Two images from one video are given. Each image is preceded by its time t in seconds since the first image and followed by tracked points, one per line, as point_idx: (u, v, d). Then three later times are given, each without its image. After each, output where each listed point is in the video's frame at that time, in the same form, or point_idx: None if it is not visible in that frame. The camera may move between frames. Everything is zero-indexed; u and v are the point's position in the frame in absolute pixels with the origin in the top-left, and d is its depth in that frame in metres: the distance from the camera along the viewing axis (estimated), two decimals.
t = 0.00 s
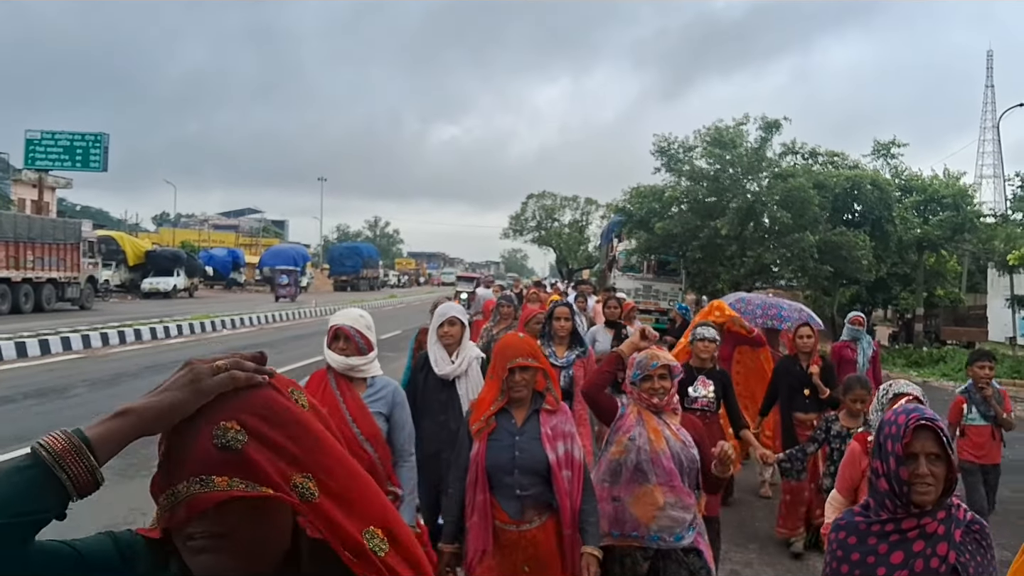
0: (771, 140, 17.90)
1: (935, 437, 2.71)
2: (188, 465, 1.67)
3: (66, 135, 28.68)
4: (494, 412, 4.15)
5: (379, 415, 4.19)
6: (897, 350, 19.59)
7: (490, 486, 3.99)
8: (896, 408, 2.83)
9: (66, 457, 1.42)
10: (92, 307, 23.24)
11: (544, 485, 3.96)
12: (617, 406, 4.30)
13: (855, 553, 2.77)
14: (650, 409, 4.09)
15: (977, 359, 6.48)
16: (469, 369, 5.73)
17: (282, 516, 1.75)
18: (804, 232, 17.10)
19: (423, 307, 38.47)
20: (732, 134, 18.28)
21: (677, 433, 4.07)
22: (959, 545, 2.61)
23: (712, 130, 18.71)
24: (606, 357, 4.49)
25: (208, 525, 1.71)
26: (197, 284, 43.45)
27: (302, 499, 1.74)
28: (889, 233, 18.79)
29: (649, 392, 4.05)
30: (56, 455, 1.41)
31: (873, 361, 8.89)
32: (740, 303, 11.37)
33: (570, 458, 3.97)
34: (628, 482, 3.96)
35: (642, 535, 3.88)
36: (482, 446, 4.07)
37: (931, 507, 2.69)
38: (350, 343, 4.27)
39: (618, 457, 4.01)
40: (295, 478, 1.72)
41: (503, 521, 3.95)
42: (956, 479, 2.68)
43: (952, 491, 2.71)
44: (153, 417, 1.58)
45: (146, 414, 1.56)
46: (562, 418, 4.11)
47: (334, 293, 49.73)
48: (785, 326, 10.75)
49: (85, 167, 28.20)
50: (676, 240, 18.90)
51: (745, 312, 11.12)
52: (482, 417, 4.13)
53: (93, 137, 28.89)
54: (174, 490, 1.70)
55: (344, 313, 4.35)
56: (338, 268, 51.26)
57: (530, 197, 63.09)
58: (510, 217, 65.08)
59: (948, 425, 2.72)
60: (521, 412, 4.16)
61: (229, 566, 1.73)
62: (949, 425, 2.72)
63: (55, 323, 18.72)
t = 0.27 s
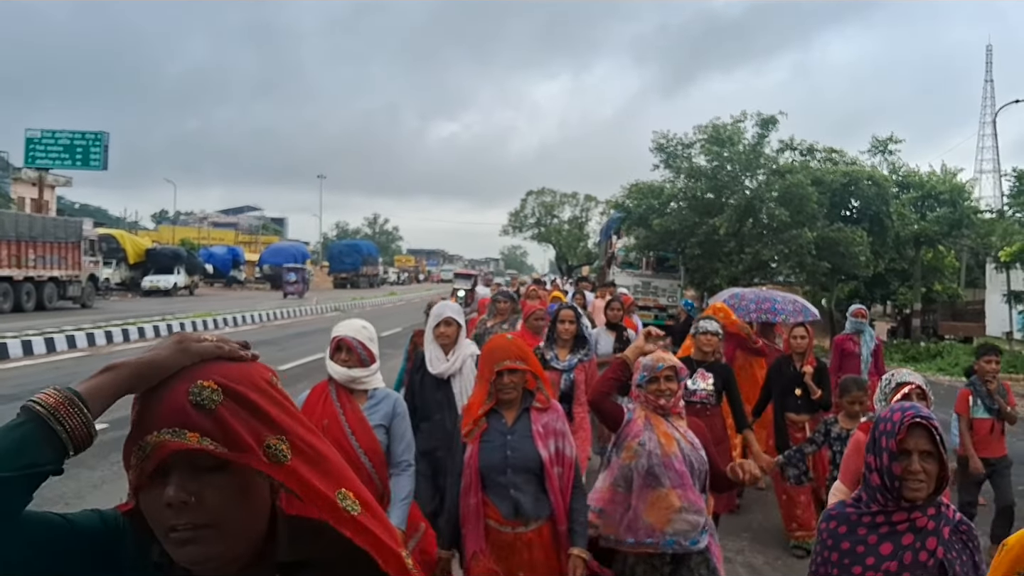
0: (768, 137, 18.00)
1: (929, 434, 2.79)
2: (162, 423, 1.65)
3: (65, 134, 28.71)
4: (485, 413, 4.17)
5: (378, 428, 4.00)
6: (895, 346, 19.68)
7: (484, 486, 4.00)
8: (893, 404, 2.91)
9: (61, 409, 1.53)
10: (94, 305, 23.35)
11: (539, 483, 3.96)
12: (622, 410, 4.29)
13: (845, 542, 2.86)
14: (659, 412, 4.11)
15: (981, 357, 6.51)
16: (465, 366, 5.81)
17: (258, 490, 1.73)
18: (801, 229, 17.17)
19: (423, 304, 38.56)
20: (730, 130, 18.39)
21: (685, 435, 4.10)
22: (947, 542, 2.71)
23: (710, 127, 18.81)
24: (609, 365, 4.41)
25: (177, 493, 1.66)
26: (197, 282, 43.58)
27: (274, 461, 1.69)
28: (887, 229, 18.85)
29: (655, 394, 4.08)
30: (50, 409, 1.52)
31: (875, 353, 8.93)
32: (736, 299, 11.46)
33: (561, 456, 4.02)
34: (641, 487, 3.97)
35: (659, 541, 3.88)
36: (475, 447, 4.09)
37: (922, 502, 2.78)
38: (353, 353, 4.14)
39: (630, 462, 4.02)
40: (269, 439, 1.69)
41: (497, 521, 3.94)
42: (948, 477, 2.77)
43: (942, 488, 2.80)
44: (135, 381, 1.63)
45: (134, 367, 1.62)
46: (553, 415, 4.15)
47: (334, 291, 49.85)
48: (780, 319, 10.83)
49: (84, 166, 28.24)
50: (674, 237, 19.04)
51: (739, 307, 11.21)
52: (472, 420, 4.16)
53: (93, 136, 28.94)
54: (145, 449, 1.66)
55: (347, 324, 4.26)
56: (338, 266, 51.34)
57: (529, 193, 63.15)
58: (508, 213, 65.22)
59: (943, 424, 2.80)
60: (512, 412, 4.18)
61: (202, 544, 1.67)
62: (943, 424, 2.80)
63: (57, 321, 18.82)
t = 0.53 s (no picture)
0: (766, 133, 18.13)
1: (902, 430, 2.74)
2: (181, 456, 1.65)
3: (66, 132, 28.84)
4: (483, 401, 4.03)
5: (379, 417, 4.02)
6: (892, 341, 19.81)
7: (486, 475, 3.90)
8: (870, 399, 2.85)
9: (71, 470, 1.45)
10: (96, 302, 23.51)
11: (543, 469, 3.95)
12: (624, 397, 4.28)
13: (819, 531, 2.87)
14: (660, 400, 4.07)
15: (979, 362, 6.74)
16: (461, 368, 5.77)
17: (269, 510, 1.80)
18: (798, 225, 17.20)
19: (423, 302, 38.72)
20: (728, 128, 18.61)
21: (688, 421, 4.07)
22: (923, 534, 2.65)
23: (708, 124, 19.03)
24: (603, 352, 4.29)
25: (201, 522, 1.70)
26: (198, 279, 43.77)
27: (297, 483, 1.77)
28: (884, 224, 18.94)
29: (657, 383, 4.02)
30: (63, 471, 1.44)
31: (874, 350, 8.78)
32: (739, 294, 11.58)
33: (562, 440, 4.04)
34: (643, 474, 3.96)
35: (666, 527, 3.86)
36: (476, 436, 3.95)
37: (896, 495, 2.73)
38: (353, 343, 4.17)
39: (630, 449, 4.02)
40: (291, 463, 1.76)
41: (496, 508, 3.87)
42: (924, 472, 2.72)
43: (921, 481, 2.75)
44: (130, 430, 1.58)
45: (141, 415, 1.58)
46: (552, 402, 4.13)
47: (334, 288, 50.05)
48: (779, 315, 10.90)
49: (85, 163, 28.37)
50: (672, 233, 19.21)
51: (742, 301, 11.35)
52: (471, 408, 4.00)
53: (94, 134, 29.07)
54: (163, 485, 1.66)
55: (347, 315, 4.31)
56: (338, 263, 51.53)
57: (529, 190, 63.31)
58: (508, 211, 65.40)
59: (919, 420, 2.73)
60: (513, 399, 4.08)
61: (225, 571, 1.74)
62: (919, 420, 2.73)
63: (60, 319, 18.96)
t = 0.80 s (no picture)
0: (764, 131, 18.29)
1: (861, 436, 2.90)
2: (268, 440, 1.66)
3: (67, 129, 28.95)
4: (485, 405, 3.99)
5: (390, 417, 4.18)
6: (888, 335, 19.99)
7: (489, 479, 3.86)
8: (831, 406, 3.02)
9: None
10: (98, 299, 23.63)
11: (544, 472, 3.93)
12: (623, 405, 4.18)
13: (784, 535, 3.00)
14: (660, 409, 3.98)
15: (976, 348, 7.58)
16: (464, 361, 5.97)
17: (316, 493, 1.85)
18: (795, 221, 17.39)
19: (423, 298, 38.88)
20: (725, 125, 18.77)
21: (689, 431, 3.96)
22: (885, 537, 2.80)
23: (706, 121, 19.21)
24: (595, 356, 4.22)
25: (288, 504, 1.69)
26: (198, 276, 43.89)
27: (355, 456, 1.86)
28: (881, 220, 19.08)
29: (658, 392, 3.91)
30: None
31: (870, 345, 8.51)
32: (742, 287, 11.77)
33: (562, 446, 4.03)
34: (645, 483, 3.91)
35: (669, 537, 3.85)
36: (479, 442, 3.92)
37: (857, 499, 2.90)
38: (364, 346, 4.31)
39: (632, 458, 3.95)
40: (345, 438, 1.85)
41: (497, 511, 3.82)
42: (884, 475, 2.89)
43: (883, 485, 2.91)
44: (146, 526, 1.52)
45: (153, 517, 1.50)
46: (553, 408, 4.10)
47: (334, 284, 50.18)
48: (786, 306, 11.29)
49: (87, 161, 28.50)
50: (670, 230, 19.36)
51: (745, 294, 11.56)
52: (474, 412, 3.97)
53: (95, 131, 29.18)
54: (259, 467, 1.64)
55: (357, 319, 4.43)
56: (338, 259, 51.71)
57: (528, 186, 63.45)
58: (508, 207, 65.55)
59: (877, 426, 2.90)
60: (513, 404, 4.05)
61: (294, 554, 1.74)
62: (878, 425, 2.90)
63: (63, 315, 19.10)
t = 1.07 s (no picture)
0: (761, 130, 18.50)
1: (830, 411, 2.86)
2: (294, 428, 1.56)
3: (70, 128, 29.20)
4: (485, 394, 3.97)
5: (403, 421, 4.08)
6: (884, 330, 20.23)
7: (488, 468, 3.84)
8: (800, 385, 2.99)
9: None
10: (102, 296, 23.89)
11: (544, 464, 3.85)
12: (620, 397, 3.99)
13: (760, 513, 2.97)
14: (660, 399, 3.84)
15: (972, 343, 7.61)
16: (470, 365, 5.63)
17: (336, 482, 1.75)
18: (792, 218, 17.62)
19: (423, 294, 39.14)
20: (722, 122, 18.98)
21: (690, 420, 3.84)
22: (860, 508, 2.77)
23: (703, 119, 19.42)
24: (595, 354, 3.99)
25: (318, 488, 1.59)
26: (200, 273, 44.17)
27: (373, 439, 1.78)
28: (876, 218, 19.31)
29: (656, 382, 3.79)
30: None
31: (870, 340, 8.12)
32: (745, 280, 11.91)
33: (563, 439, 3.92)
34: (647, 475, 3.75)
35: (667, 528, 3.69)
36: (479, 429, 3.90)
37: (829, 473, 2.87)
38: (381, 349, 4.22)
39: (633, 450, 3.79)
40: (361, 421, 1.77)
41: (498, 500, 3.81)
42: (855, 449, 2.85)
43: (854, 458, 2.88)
44: None
45: None
46: (557, 400, 4.01)
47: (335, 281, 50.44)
48: (789, 301, 11.42)
49: (90, 159, 28.77)
50: (669, 227, 19.55)
51: (749, 287, 11.72)
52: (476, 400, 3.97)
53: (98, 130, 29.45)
54: (286, 449, 1.54)
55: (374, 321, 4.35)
56: (339, 256, 51.95)
57: (528, 183, 63.69)
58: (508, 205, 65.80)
59: (845, 400, 2.86)
60: (514, 394, 4.00)
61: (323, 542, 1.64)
62: (846, 400, 2.86)
63: (69, 312, 19.34)
